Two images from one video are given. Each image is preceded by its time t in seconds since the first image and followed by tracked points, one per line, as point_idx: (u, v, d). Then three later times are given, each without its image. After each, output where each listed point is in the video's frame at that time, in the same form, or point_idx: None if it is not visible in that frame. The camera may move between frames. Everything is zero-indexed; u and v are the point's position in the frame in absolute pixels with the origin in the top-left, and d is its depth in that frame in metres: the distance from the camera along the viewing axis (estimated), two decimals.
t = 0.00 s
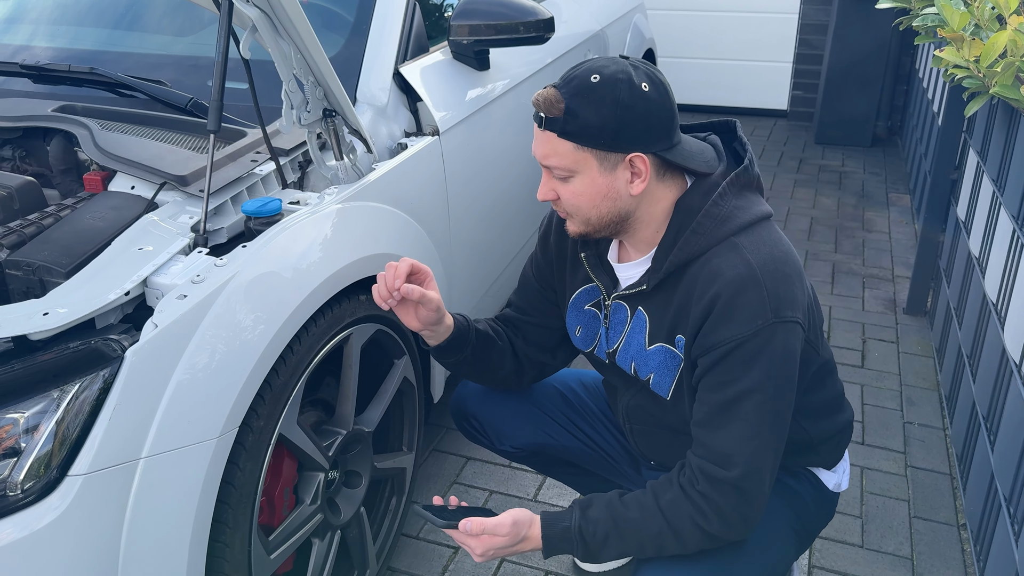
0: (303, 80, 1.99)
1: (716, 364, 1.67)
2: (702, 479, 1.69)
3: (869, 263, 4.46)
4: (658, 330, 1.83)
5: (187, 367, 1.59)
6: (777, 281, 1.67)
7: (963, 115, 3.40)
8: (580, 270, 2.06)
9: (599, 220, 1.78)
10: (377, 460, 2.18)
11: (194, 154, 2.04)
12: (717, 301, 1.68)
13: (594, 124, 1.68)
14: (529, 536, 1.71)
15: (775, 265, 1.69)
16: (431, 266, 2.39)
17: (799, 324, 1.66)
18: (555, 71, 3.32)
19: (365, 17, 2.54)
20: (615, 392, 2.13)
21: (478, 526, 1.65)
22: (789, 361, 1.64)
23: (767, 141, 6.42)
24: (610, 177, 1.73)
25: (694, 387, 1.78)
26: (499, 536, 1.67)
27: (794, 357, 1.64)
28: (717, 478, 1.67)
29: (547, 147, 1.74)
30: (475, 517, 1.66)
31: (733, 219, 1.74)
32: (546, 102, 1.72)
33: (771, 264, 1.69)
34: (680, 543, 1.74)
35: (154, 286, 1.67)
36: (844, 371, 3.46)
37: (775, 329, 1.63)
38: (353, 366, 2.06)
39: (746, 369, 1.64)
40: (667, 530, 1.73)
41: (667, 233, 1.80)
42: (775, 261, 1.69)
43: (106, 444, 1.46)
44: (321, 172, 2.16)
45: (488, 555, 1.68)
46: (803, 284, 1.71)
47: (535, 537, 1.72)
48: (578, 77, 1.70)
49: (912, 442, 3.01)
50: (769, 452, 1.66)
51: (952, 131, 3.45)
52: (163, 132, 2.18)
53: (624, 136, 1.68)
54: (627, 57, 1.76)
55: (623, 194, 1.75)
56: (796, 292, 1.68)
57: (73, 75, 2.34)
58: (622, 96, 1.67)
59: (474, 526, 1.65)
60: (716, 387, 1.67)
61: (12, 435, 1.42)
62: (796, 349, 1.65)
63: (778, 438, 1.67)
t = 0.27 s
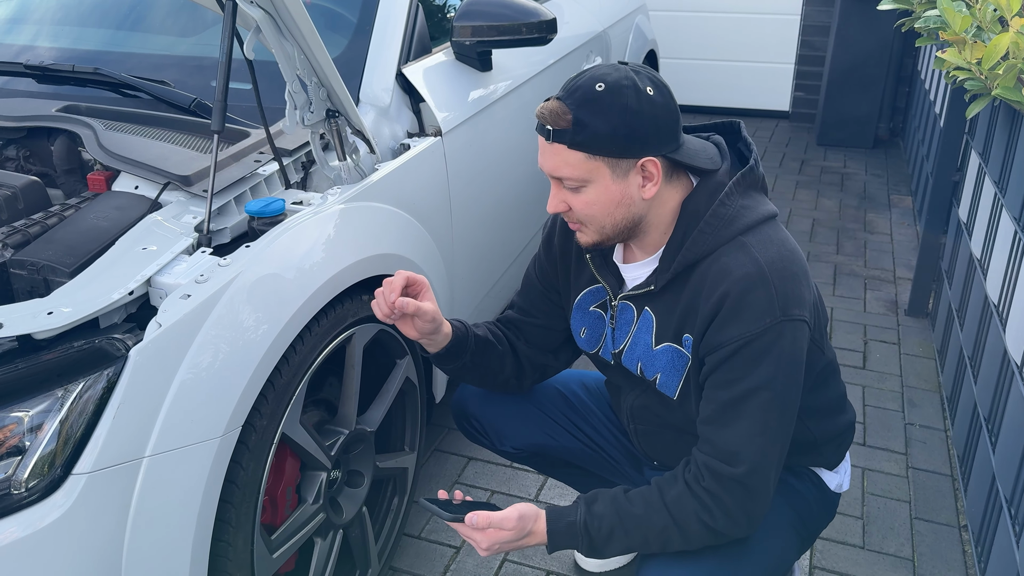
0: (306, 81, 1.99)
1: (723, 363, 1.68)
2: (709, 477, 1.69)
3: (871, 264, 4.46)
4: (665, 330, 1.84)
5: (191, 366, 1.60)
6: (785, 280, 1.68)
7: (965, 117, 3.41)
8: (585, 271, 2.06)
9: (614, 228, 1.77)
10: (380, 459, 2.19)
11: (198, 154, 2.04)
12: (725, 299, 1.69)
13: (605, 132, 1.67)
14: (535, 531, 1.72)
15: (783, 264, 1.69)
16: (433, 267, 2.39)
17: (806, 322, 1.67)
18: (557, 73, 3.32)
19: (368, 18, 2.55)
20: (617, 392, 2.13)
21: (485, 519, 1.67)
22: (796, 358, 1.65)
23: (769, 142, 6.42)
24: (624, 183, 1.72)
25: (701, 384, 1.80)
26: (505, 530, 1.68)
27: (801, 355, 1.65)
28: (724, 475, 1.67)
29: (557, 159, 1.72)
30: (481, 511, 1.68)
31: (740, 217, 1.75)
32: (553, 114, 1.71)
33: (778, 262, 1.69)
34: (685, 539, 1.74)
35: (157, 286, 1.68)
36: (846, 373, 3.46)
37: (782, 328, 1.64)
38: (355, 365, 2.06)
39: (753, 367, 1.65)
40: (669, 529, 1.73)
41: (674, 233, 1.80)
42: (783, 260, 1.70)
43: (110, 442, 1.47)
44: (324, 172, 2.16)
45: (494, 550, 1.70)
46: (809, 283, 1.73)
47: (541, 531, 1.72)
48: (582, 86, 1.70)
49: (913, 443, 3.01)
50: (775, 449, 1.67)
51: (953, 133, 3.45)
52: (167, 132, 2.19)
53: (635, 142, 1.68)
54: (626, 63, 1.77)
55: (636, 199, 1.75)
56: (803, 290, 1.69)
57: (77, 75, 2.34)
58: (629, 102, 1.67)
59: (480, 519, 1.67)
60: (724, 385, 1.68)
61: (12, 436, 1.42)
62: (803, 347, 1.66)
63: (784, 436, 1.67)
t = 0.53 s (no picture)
0: (307, 81, 1.99)
1: (727, 361, 1.68)
2: (712, 476, 1.69)
3: (872, 265, 4.46)
4: (668, 328, 1.84)
5: (191, 365, 1.60)
6: (789, 279, 1.68)
7: (965, 118, 3.41)
8: (587, 270, 2.07)
9: (620, 226, 1.77)
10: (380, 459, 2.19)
11: (199, 154, 2.05)
12: (729, 298, 1.69)
13: (611, 131, 1.67)
14: (537, 529, 1.71)
15: (787, 263, 1.70)
16: (434, 266, 2.40)
17: (810, 321, 1.67)
18: (558, 74, 3.33)
19: (369, 18, 2.55)
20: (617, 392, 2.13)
21: (487, 517, 1.67)
22: (799, 357, 1.65)
23: (770, 143, 6.42)
24: (630, 182, 1.72)
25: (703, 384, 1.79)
26: (507, 529, 1.67)
27: (804, 354, 1.66)
28: (728, 473, 1.67)
29: (563, 158, 1.72)
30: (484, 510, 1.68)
31: (743, 217, 1.76)
32: (559, 113, 1.70)
33: (783, 261, 1.70)
34: (687, 537, 1.74)
35: (158, 285, 1.68)
36: (846, 373, 3.46)
37: (787, 326, 1.65)
38: (355, 364, 2.07)
39: (757, 366, 1.65)
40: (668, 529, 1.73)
41: (678, 232, 1.81)
42: (787, 259, 1.70)
43: (110, 442, 1.47)
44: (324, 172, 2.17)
45: (495, 548, 1.70)
46: (813, 282, 1.73)
47: (543, 530, 1.72)
48: (589, 86, 1.69)
49: (914, 444, 3.01)
50: (777, 449, 1.67)
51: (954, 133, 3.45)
52: (168, 132, 2.19)
53: (641, 140, 1.68)
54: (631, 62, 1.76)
55: (642, 198, 1.75)
56: (807, 290, 1.69)
57: (79, 75, 2.34)
58: (636, 101, 1.67)
59: (482, 518, 1.67)
60: (728, 383, 1.68)
61: (13, 434, 1.42)
62: (807, 346, 1.66)
63: (786, 435, 1.68)
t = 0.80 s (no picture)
0: (310, 81, 2.00)
1: (729, 359, 1.69)
2: (715, 475, 1.70)
3: (873, 265, 4.46)
4: (670, 327, 1.85)
5: (193, 364, 1.61)
6: (791, 278, 1.68)
7: (967, 118, 3.41)
8: (590, 270, 2.07)
9: (623, 224, 1.78)
10: (382, 458, 2.20)
11: (202, 154, 2.05)
12: (731, 297, 1.70)
13: (615, 129, 1.68)
14: (539, 530, 1.72)
15: (789, 261, 1.70)
16: (436, 265, 2.41)
17: (812, 320, 1.68)
18: (560, 74, 3.33)
19: (371, 18, 2.56)
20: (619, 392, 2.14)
21: (489, 519, 1.66)
22: (801, 356, 1.66)
23: (771, 143, 6.42)
24: (632, 180, 1.73)
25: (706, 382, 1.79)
26: (508, 530, 1.68)
27: (806, 353, 1.66)
28: (730, 472, 1.68)
29: (567, 156, 1.73)
30: (485, 511, 1.68)
31: (746, 216, 1.76)
32: (563, 112, 1.71)
33: (785, 260, 1.70)
34: (689, 536, 1.74)
35: (161, 284, 1.69)
36: (847, 373, 3.46)
37: (788, 325, 1.65)
38: (358, 364, 2.07)
39: (759, 365, 1.66)
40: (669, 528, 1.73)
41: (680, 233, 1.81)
42: (789, 258, 1.71)
43: (113, 440, 1.48)
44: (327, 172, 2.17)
45: (497, 550, 1.70)
46: (815, 281, 1.73)
47: (545, 531, 1.73)
48: (592, 84, 1.70)
49: (915, 444, 3.01)
50: (778, 448, 1.68)
51: (956, 133, 3.45)
52: (171, 132, 2.20)
53: (644, 139, 1.69)
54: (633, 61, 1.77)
55: (645, 196, 1.76)
56: (809, 289, 1.70)
57: (83, 76, 2.35)
58: (639, 100, 1.68)
59: (484, 519, 1.66)
60: (729, 381, 1.69)
61: (17, 433, 1.43)
62: (809, 344, 1.66)
63: (787, 434, 1.68)
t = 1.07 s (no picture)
0: (312, 81, 2.00)
1: (736, 338, 1.69)
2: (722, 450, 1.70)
3: (875, 265, 4.47)
4: (673, 316, 1.85)
5: (196, 364, 1.62)
6: (793, 254, 1.69)
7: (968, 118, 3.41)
8: (586, 269, 2.07)
9: (651, 202, 1.76)
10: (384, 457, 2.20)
11: (204, 154, 2.06)
12: (735, 276, 1.70)
13: (635, 103, 1.69)
14: (556, 537, 1.74)
15: (789, 238, 1.71)
16: (438, 265, 2.41)
17: (817, 295, 1.68)
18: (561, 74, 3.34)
19: (373, 19, 2.56)
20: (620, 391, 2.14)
21: (507, 529, 1.68)
22: (807, 330, 1.66)
23: (773, 143, 6.43)
24: (655, 153, 1.74)
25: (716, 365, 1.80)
26: (529, 538, 1.70)
27: (812, 327, 1.67)
28: (737, 445, 1.68)
29: (593, 139, 1.69)
30: (503, 522, 1.70)
31: (741, 201, 1.78)
32: (582, 96, 1.68)
33: (785, 237, 1.71)
34: (692, 533, 1.74)
35: (164, 284, 1.70)
36: (849, 373, 3.47)
37: (794, 299, 1.66)
38: (360, 363, 2.07)
39: (766, 339, 1.67)
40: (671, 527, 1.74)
41: (677, 223, 1.81)
42: (789, 235, 1.72)
43: (117, 440, 1.48)
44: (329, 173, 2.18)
45: (517, 561, 1.72)
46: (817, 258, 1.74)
47: (563, 539, 1.74)
48: (598, 68, 1.71)
49: (917, 443, 3.02)
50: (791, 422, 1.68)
51: (957, 133, 3.45)
52: (174, 132, 2.21)
53: (658, 110, 1.73)
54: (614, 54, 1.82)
55: (664, 168, 1.77)
56: (811, 264, 1.71)
57: (85, 76, 2.35)
58: (645, 76, 1.72)
59: (502, 530, 1.68)
60: (738, 359, 1.70)
61: (20, 432, 1.43)
62: (815, 318, 1.67)
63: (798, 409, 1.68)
